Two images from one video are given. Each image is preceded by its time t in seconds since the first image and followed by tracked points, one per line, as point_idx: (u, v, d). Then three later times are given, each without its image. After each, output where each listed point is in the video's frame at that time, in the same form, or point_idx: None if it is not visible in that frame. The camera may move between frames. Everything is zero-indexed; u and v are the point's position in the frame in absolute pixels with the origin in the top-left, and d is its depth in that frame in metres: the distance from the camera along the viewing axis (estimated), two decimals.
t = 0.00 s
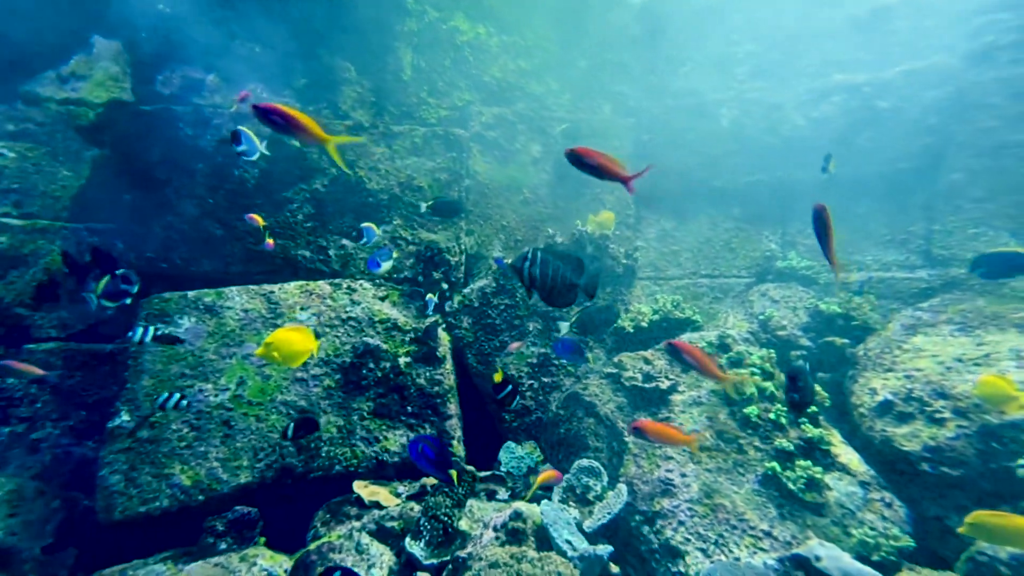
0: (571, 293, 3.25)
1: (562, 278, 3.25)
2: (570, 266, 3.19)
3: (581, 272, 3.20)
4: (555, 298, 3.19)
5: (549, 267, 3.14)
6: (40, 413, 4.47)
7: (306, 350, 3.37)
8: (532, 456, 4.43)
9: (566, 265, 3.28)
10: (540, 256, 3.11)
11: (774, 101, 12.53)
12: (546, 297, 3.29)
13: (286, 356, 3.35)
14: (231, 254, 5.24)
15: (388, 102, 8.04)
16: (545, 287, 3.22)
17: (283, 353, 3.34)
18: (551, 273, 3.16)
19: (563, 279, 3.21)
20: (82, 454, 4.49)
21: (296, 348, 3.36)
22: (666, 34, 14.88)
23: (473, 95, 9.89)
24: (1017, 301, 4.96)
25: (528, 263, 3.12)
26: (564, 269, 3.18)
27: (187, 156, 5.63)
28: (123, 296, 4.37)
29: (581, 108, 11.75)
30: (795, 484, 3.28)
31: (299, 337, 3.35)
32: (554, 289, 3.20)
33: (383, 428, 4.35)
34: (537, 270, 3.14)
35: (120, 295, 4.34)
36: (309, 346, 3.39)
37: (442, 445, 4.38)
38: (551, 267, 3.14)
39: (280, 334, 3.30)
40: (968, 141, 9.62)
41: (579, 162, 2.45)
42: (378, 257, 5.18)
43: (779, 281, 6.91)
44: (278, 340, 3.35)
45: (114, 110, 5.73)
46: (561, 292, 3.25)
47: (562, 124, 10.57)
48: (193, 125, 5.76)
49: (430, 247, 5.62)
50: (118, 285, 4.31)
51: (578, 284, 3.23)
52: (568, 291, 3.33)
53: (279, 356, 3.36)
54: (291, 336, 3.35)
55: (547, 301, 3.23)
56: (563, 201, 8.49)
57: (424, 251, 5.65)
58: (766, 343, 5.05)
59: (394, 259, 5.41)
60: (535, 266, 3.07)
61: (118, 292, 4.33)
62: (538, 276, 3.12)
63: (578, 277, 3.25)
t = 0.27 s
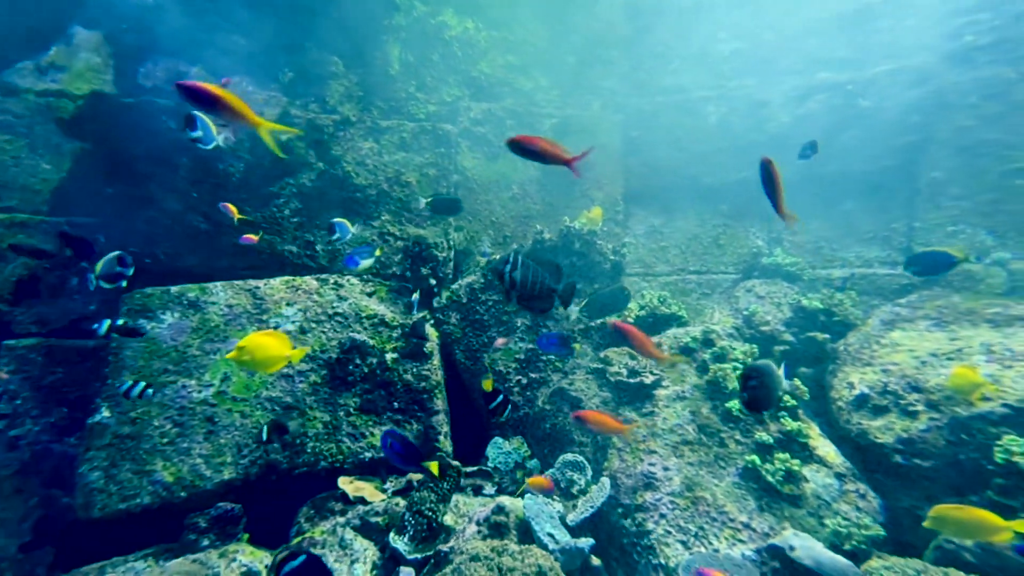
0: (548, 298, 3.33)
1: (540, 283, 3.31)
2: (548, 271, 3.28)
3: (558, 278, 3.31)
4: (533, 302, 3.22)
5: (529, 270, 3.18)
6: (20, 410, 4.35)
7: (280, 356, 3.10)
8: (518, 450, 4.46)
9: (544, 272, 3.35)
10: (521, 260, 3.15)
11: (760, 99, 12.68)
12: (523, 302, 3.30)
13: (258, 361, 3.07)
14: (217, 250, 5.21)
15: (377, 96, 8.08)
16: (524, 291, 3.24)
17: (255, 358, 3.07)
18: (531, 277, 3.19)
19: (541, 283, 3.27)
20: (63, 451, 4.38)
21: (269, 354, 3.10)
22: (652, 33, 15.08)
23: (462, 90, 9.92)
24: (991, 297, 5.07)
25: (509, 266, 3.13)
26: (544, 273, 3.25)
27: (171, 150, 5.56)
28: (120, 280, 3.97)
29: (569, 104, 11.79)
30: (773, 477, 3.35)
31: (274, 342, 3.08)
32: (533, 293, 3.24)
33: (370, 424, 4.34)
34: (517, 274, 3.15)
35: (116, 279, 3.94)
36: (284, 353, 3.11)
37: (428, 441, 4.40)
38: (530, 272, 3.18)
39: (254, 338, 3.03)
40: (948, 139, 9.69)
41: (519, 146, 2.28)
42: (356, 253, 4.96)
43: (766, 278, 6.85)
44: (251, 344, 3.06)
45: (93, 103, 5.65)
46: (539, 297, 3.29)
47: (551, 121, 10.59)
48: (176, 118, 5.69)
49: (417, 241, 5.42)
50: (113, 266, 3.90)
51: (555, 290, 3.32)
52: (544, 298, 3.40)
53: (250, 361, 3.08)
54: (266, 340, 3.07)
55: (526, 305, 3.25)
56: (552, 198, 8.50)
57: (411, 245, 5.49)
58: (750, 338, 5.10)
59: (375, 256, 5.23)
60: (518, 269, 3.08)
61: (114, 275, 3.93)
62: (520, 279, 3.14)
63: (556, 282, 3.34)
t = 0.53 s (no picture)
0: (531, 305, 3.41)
1: (523, 290, 3.37)
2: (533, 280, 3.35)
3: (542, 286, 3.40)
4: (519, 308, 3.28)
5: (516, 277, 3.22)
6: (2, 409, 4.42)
7: (261, 363, 3.03)
8: (510, 449, 4.45)
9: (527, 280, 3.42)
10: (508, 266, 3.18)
11: (751, 99, 12.79)
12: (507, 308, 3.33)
13: (238, 366, 2.99)
14: (206, 247, 5.17)
15: (368, 94, 8.07)
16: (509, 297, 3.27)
17: (235, 362, 2.98)
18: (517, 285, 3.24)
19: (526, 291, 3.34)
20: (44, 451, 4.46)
21: (249, 359, 3.01)
22: (644, 33, 15.15)
23: (454, 87, 9.89)
24: (975, 295, 5.14)
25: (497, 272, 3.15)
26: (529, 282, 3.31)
27: (157, 146, 5.49)
28: (130, 264, 3.78)
29: (561, 103, 11.82)
30: (760, 473, 3.37)
31: (255, 348, 3.00)
32: (519, 300, 3.30)
33: (360, 422, 4.31)
34: (503, 281, 3.19)
35: (125, 264, 3.74)
36: (265, 360, 3.04)
37: (418, 440, 4.39)
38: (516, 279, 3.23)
39: (234, 342, 2.95)
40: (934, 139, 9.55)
41: (465, 136, 2.34)
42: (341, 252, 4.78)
43: (754, 276, 6.98)
44: (230, 348, 2.98)
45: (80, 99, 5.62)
46: (523, 303, 3.35)
47: (544, 119, 10.59)
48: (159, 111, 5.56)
49: (408, 240, 5.48)
50: (122, 251, 3.70)
51: (539, 298, 3.40)
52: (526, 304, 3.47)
53: (229, 365, 2.99)
54: (247, 345, 3.00)
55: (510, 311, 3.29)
56: (544, 196, 8.52)
57: (402, 244, 5.51)
58: (738, 336, 5.12)
59: (359, 257, 5.08)
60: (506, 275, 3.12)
61: (122, 260, 3.73)
62: (507, 286, 3.16)
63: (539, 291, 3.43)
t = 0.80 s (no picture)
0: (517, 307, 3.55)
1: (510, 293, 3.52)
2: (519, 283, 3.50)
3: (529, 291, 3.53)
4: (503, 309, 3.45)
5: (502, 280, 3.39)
6: None
7: (239, 365, 2.89)
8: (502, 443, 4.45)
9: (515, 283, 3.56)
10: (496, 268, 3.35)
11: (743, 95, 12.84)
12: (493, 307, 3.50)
13: (216, 367, 2.87)
14: (193, 242, 5.05)
15: (359, 88, 8.01)
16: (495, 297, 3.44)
17: (213, 362, 2.86)
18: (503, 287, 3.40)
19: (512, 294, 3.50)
20: (32, 446, 4.41)
21: (228, 360, 2.88)
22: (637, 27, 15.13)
23: (445, 81, 9.75)
24: (960, 289, 5.20)
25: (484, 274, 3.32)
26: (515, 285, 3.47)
27: (144, 139, 5.41)
28: (143, 245, 3.80)
29: (554, 97, 11.78)
30: (747, 464, 3.40)
31: (235, 349, 2.88)
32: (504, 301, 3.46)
33: (351, 417, 4.29)
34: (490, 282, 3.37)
35: (137, 245, 3.79)
36: (244, 362, 2.91)
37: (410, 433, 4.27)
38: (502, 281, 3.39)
39: (210, 341, 2.81)
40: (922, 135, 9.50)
41: (415, 126, 2.38)
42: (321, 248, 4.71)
43: (745, 271, 7.04)
44: (207, 347, 2.85)
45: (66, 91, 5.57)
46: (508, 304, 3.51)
47: (537, 114, 10.55)
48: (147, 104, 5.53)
49: (400, 234, 5.51)
50: (136, 232, 3.75)
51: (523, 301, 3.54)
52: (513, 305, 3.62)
53: (205, 364, 2.86)
54: (226, 345, 2.87)
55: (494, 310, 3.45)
56: (536, 191, 8.51)
57: (395, 239, 5.52)
58: (729, 330, 5.13)
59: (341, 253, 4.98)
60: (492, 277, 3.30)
61: (135, 241, 3.77)
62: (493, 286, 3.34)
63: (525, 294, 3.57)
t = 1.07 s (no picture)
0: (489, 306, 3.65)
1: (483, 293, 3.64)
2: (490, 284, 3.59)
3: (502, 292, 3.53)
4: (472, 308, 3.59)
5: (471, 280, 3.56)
6: None
7: (199, 364, 2.83)
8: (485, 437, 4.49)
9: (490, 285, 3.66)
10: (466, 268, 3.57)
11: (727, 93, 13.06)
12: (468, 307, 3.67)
13: (173, 365, 2.82)
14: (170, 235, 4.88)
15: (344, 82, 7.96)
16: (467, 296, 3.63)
17: (171, 360, 2.81)
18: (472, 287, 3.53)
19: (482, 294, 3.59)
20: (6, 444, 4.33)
21: (187, 359, 2.83)
22: (622, 24, 15.36)
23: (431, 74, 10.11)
24: (932, 283, 5.33)
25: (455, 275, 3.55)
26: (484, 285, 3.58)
27: (119, 130, 5.27)
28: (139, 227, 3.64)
29: (540, 92, 11.88)
30: (723, 456, 3.46)
31: (193, 349, 2.81)
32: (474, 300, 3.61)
33: (332, 413, 4.24)
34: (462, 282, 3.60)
35: (134, 228, 3.63)
36: (205, 361, 2.84)
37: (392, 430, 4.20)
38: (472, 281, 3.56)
39: (168, 340, 2.76)
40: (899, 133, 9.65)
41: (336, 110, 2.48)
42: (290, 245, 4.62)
43: (727, 266, 7.15)
44: (166, 346, 2.80)
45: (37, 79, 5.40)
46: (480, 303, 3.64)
47: (524, 109, 10.56)
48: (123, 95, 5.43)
49: (384, 229, 5.50)
50: (132, 214, 3.58)
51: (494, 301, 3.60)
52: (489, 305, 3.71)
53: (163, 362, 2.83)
54: (186, 345, 2.81)
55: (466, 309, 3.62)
56: (522, 185, 8.53)
57: (379, 234, 5.51)
58: (709, 325, 5.19)
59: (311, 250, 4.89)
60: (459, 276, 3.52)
61: (132, 224, 3.61)
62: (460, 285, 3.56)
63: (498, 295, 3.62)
